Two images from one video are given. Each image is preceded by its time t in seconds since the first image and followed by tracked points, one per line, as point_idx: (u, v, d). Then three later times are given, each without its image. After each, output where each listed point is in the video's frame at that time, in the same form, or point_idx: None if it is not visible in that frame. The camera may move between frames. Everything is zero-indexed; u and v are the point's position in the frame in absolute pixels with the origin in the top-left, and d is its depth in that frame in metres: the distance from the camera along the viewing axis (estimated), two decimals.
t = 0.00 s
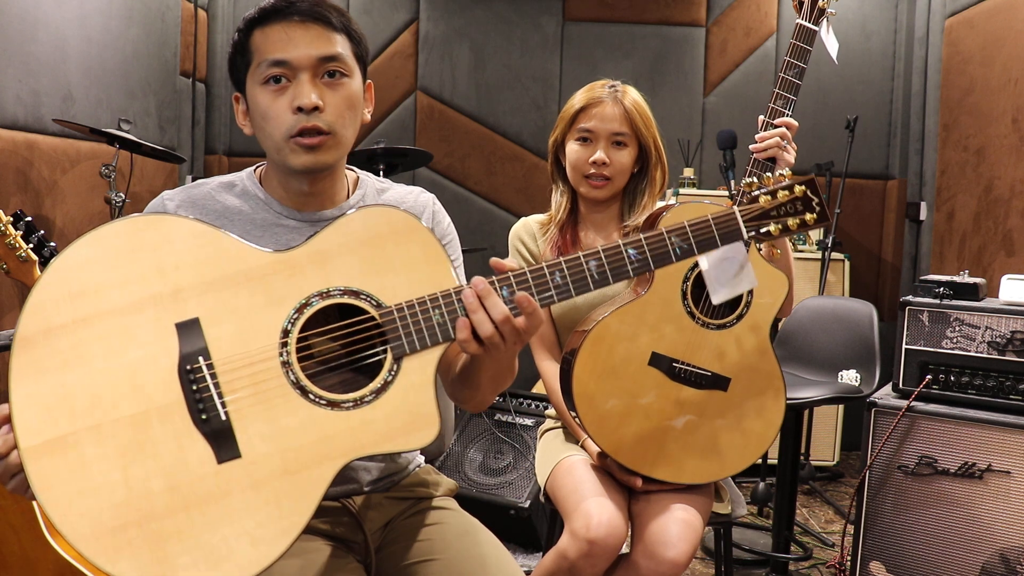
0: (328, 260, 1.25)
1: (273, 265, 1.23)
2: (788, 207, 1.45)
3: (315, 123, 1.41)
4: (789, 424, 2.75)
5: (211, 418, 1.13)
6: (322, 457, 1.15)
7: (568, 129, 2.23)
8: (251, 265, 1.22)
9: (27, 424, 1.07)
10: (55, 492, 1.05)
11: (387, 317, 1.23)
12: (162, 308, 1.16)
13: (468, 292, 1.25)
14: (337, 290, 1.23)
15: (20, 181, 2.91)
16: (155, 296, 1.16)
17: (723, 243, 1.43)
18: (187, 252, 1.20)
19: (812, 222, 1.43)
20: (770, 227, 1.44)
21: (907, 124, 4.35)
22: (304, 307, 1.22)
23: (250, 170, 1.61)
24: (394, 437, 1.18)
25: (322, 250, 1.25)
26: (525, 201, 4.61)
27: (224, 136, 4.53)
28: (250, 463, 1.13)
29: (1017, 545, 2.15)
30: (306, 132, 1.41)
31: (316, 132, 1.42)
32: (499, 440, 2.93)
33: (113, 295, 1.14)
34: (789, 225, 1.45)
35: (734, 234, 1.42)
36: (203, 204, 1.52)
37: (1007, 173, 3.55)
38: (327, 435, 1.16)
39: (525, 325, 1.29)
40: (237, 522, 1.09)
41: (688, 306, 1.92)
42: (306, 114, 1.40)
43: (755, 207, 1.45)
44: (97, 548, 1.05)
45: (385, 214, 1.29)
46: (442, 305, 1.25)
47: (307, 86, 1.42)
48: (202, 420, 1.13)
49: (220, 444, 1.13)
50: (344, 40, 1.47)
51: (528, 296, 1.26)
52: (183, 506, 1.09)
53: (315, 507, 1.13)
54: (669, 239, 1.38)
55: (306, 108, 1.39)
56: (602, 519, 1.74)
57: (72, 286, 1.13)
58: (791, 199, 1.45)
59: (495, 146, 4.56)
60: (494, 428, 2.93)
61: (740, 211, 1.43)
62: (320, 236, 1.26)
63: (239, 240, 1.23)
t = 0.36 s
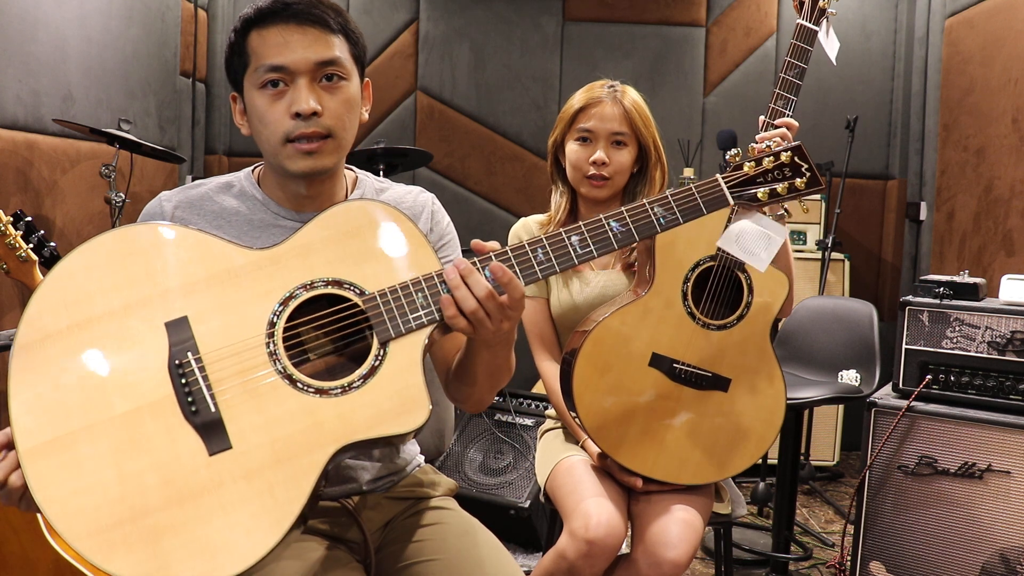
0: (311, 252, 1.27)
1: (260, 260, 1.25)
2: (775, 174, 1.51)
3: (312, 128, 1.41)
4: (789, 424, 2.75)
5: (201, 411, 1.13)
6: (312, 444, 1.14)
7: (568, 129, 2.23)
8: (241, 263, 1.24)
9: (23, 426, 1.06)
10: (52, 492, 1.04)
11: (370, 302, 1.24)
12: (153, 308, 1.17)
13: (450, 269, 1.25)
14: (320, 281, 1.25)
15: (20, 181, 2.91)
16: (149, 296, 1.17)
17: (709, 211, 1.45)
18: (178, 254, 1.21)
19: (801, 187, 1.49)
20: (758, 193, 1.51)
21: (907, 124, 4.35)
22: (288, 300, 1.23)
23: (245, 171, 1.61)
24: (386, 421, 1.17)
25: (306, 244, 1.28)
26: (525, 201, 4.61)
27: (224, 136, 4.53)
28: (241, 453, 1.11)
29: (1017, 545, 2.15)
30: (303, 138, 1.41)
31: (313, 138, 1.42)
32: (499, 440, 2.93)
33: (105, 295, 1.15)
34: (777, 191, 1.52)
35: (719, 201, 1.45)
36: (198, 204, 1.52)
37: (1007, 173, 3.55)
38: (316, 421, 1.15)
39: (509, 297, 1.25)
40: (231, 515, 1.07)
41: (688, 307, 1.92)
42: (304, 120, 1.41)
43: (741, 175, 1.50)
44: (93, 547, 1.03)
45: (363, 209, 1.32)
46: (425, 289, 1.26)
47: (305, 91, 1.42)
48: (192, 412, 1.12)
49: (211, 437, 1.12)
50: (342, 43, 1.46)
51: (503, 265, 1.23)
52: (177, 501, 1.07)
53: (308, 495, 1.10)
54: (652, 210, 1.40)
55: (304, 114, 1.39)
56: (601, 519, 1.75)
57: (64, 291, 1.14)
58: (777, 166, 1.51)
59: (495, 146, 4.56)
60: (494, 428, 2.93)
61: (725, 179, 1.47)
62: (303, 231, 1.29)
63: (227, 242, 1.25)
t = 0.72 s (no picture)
0: (312, 256, 1.28)
1: (263, 266, 1.26)
2: (761, 163, 1.42)
3: (315, 124, 1.41)
4: (789, 424, 2.75)
5: (210, 418, 1.13)
6: (318, 444, 1.14)
7: (568, 130, 2.24)
8: (243, 268, 1.25)
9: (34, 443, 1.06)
10: (64, 507, 1.03)
11: (373, 302, 1.24)
12: (160, 319, 1.17)
13: (453, 264, 1.24)
14: (323, 286, 1.25)
15: (20, 181, 2.91)
16: (155, 307, 1.18)
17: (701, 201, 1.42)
18: (181, 265, 1.22)
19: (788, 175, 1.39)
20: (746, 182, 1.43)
21: (907, 124, 4.35)
22: (291, 307, 1.23)
23: (248, 169, 1.61)
24: (397, 420, 1.17)
25: (307, 249, 1.29)
26: (525, 201, 4.61)
27: (224, 136, 4.53)
28: (253, 459, 1.11)
29: (1017, 545, 2.15)
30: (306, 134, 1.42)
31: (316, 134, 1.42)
32: (499, 440, 2.93)
33: (112, 307, 1.16)
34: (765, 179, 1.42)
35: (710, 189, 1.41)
36: (202, 204, 1.52)
37: (1007, 173, 3.56)
38: (326, 424, 1.15)
39: (512, 287, 1.24)
40: (246, 522, 1.06)
41: (688, 307, 1.93)
42: (307, 116, 1.41)
43: (727, 165, 1.44)
44: (106, 561, 1.01)
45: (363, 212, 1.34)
46: (426, 286, 1.26)
47: (307, 87, 1.42)
48: (200, 420, 1.12)
49: (221, 443, 1.11)
50: (344, 42, 1.47)
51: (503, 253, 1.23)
52: (191, 509, 1.06)
53: (321, 496, 1.10)
54: (645, 201, 1.40)
55: (306, 111, 1.40)
56: (601, 519, 1.75)
57: (72, 306, 1.14)
58: (765, 155, 1.41)
59: (495, 146, 4.56)
60: (494, 428, 2.93)
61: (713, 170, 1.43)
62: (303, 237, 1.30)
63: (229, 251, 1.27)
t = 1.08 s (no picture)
0: (332, 257, 1.27)
1: (280, 267, 1.25)
2: (787, 169, 1.38)
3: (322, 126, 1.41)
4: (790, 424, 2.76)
5: (230, 421, 1.13)
6: (317, 444, 1.14)
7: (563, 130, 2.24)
8: (260, 268, 1.24)
9: (53, 441, 1.06)
10: (83, 506, 1.04)
11: (394, 306, 1.24)
12: (177, 320, 1.17)
13: (477, 268, 1.25)
14: (343, 286, 1.25)
15: (20, 181, 2.91)
16: (171, 306, 1.17)
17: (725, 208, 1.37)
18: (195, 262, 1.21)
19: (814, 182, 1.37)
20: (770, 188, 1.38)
21: (907, 124, 4.35)
22: (312, 307, 1.23)
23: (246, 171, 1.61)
24: (413, 425, 1.17)
25: (327, 249, 1.28)
26: (525, 201, 4.61)
27: (225, 136, 4.53)
28: (273, 461, 1.12)
29: (1016, 545, 2.16)
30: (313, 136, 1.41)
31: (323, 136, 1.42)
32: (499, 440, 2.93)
33: (129, 306, 1.15)
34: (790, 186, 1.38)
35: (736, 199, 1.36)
36: (203, 206, 1.52)
37: (1007, 173, 3.56)
38: (326, 422, 1.15)
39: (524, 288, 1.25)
40: (265, 523, 1.08)
41: (688, 307, 1.93)
42: (314, 119, 1.40)
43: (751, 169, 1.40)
44: (127, 560, 1.03)
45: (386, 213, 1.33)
46: (447, 291, 1.26)
47: (314, 90, 1.42)
48: (220, 422, 1.12)
49: (240, 445, 1.12)
50: (350, 44, 1.47)
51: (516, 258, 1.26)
52: (210, 510, 1.07)
53: (339, 501, 1.10)
54: (668, 208, 1.34)
55: (314, 113, 1.39)
56: (601, 519, 1.75)
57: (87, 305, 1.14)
58: (790, 161, 1.38)
59: (496, 146, 4.56)
60: (494, 428, 2.93)
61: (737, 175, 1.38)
62: (323, 237, 1.29)
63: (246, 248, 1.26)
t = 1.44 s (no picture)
0: (344, 235, 1.29)
1: (294, 243, 1.27)
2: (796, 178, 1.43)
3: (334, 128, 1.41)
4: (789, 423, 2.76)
5: (228, 381, 1.14)
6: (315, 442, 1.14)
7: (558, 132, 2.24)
8: (274, 243, 1.26)
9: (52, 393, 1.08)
10: (76, 457, 1.05)
11: (401, 285, 1.24)
12: (181, 288, 1.19)
13: (486, 250, 1.26)
14: (353, 262, 1.26)
15: (20, 181, 2.91)
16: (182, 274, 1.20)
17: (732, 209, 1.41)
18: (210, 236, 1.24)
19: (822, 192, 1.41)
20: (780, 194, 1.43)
21: (907, 124, 4.35)
22: (320, 279, 1.24)
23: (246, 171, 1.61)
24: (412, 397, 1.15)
25: (338, 228, 1.30)
26: (526, 200, 4.61)
27: (225, 136, 4.53)
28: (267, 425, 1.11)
29: (1016, 545, 2.16)
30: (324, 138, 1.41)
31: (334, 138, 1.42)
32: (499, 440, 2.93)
33: (141, 272, 1.18)
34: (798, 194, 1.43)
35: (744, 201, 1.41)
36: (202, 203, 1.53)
37: (1007, 173, 3.56)
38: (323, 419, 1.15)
39: (542, 276, 1.26)
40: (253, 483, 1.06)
41: (688, 306, 1.93)
42: (327, 121, 1.40)
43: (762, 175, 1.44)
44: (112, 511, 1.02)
45: (398, 198, 1.34)
46: (454, 271, 1.26)
47: (326, 91, 1.42)
48: (219, 381, 1.13)
49: (236, 405, 1.12)
50: (358, 47, 1.48)
51: (531, 243, 1.26)
52: (200, 468, 1.06)
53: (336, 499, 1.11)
54: (677, 204, 1.38)
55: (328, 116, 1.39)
56: (600, 518, 1.75)
57: (100, 270, 1.17)
58: (800, 170, 1.43)
59: (496, 146, 4.56)
60: (494, 428, 2.93)
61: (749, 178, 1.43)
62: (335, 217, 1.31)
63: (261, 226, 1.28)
